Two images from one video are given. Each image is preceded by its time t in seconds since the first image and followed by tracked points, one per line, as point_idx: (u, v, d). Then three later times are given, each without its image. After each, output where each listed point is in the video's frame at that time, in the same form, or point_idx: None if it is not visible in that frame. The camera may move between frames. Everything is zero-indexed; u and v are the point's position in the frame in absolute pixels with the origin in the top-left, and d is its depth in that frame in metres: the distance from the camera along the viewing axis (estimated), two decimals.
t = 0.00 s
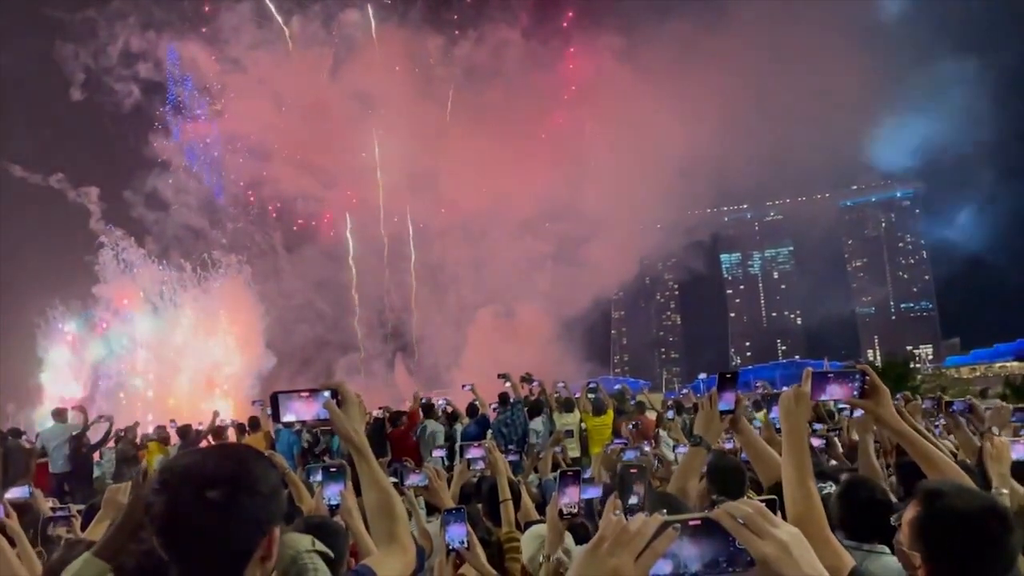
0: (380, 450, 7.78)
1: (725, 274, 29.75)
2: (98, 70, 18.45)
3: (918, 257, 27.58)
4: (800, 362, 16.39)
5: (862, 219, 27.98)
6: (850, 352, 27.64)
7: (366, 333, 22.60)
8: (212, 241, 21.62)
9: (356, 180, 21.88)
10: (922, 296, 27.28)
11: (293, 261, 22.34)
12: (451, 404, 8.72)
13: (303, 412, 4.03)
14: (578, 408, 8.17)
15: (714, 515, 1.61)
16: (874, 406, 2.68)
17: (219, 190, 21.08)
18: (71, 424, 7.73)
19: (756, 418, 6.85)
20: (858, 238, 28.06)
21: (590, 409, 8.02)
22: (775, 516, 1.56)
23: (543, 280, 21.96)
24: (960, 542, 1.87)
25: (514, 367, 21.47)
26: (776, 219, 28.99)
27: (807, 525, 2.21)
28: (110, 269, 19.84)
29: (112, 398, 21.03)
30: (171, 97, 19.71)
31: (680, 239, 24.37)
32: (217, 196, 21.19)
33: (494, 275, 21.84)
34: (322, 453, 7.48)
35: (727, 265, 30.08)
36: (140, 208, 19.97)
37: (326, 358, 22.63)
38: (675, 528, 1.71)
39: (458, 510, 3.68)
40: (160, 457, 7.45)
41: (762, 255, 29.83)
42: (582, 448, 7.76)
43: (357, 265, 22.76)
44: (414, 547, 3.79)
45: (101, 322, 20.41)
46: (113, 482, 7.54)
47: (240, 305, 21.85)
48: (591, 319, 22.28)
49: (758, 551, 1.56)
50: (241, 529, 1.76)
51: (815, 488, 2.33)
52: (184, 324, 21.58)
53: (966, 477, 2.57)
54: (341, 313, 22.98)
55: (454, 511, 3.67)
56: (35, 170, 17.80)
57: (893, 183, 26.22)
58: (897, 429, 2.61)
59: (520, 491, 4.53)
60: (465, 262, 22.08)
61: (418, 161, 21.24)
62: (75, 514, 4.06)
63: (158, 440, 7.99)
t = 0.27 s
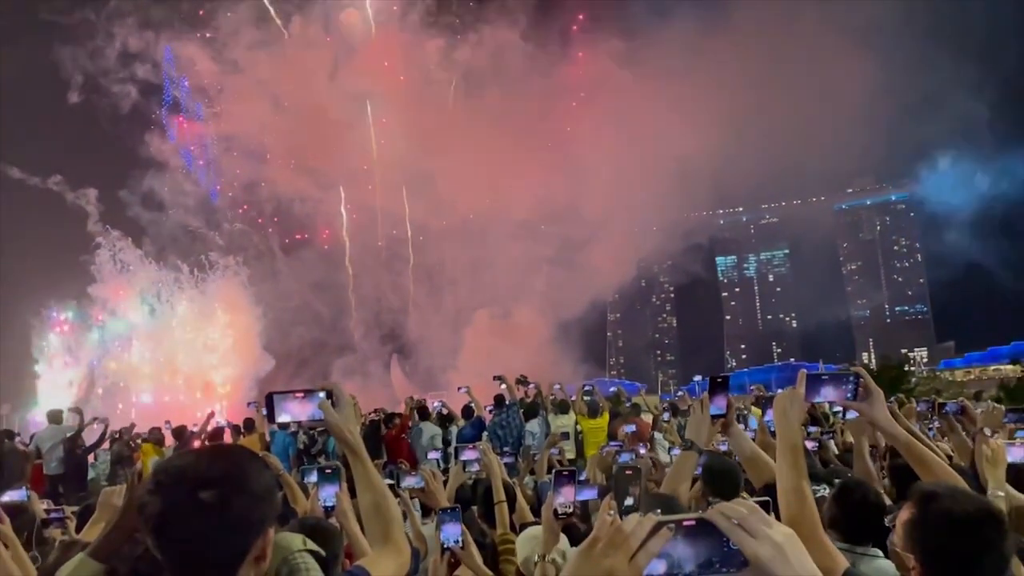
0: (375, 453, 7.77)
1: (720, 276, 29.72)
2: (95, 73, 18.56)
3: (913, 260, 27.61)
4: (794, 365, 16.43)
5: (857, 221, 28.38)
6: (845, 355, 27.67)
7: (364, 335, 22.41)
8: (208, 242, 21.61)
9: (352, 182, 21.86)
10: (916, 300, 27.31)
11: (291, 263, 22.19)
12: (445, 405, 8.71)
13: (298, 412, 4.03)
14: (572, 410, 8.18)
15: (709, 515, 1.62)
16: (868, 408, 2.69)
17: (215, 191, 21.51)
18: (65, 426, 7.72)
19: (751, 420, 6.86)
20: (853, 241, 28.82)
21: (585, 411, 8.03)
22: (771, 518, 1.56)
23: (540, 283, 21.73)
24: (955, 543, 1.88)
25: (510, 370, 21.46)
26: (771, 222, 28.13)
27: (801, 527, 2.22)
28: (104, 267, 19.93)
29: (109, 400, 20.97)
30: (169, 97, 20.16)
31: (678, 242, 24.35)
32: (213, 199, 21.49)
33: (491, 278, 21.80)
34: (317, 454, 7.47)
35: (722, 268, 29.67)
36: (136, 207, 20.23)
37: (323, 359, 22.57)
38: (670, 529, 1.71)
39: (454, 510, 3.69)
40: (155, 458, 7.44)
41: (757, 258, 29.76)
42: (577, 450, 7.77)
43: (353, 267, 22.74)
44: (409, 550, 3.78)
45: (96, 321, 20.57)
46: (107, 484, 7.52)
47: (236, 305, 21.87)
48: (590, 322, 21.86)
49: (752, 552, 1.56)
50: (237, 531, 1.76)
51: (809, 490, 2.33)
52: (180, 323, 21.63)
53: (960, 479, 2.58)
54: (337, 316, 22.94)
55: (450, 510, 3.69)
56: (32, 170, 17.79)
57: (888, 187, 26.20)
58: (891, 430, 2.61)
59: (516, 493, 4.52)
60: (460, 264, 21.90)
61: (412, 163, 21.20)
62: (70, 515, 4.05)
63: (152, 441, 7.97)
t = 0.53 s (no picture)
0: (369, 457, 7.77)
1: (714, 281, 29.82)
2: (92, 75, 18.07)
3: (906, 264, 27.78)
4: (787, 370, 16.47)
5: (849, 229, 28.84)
6: (838, 360, 27.76)
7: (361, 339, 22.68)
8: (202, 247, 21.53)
9: (346, 186, 21.79)
10: (909, 304, 27.41)
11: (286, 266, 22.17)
12: (439, 409, 8.70)
13: (290, 416, 4.03)
14: (566, 414, 8.19)
15: (698, 518, 1.63)
16: (859, 412, 2.69)
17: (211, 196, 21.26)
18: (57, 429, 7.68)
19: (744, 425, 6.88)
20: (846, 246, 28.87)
21: (579, 416, 8.03)
22: (759, 522, 1.57)
23: (535, 286, 21.62)
24: (945, 548, 1.89)
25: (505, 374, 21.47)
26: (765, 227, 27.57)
27: (792, 531, 2.23)
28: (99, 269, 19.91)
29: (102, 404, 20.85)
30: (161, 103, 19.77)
31: (673, 246, 24.32)
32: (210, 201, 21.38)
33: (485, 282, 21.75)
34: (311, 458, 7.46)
35: (715, 272, 30.21)
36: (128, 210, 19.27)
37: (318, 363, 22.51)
38: (660, 532, 1.73)
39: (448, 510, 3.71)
40: (147, 462, 7.41)
41: (751, 262, 29.73)
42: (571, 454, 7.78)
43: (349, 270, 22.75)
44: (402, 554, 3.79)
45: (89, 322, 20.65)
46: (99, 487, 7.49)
47: (233, 310, 21.79)
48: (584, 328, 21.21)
49: (741, 555, 1.57)
50: (228, 535, 1.76)
51: (800, 494, 2.34)
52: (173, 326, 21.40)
53: (950, 483, 2.60)
54: (332, 319, 22.92)
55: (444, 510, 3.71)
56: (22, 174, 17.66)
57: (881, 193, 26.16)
58: (881, 435, 2.62)
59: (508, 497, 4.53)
60: (456, 268, 22.03)
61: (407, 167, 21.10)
62: (61, 519, 4.04)
63: (144, 445, 7.93)
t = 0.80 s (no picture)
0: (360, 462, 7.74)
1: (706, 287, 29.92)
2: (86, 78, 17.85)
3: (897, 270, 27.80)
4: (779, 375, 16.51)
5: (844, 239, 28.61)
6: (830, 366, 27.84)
7: (354, 345, 22.56)
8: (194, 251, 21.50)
9: (339, 190, 21.70)
10: (901, 310, 27.81)
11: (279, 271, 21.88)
12: (431, 415, 8.68)
13: (281, 421, 4.01)
14: (558, 419, 8.17)
15: (686, 523, 1.62)
16: (849, 417, 2.69)
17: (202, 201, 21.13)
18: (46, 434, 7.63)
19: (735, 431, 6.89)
20: (838, 253, 28.40)
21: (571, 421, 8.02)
22: (749, 526, 1.57)
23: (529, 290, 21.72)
24: (934, 553, 1.89)
25: (498, 379, 21.45)
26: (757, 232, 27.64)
27: (781, 536, 2.23)
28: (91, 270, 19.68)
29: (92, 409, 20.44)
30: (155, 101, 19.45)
31: (667, 252, 24.36)
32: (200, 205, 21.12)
33: (480, 287, 21.75)
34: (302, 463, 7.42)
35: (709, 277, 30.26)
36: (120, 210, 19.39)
37: (311, 367, 22.41)
38: (650, 535, 1.74)
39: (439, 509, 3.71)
40: (137, 467, 7.37)
41: (742, 268, 30.03)
42: (563, 460, 7.76)
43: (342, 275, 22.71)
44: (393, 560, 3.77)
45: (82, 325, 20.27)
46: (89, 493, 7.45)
47: (225, 315, 21.78)
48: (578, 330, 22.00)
49: (730, 561, 1.56)
50: (216, 540, 1.74)
51: (790, 499, 2.34)
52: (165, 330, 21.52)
53: (940, 488, 2.60)
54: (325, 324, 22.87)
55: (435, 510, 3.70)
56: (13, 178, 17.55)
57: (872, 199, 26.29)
58: (873, 442, 2.62)
59: (500, 502, 4.52)
60: (450, 274, 21.92)
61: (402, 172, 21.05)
62: (50, 525, 4.01)
63: (133, 451, 7.87)
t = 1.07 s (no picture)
0: (351, 470, 7.70)
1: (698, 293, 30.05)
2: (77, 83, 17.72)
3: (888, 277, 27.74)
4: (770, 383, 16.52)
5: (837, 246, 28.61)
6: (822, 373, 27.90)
7: (346, 349, 22.12)
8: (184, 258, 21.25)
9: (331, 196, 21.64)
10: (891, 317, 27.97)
11: (272, 277, 21.61)
12: (423, 423, 8.65)
13: (271, 433, 4.00)
14: (550, 427, 8.16)
15: (672, 540, 1.63)
16: (836, 430, 2.70)
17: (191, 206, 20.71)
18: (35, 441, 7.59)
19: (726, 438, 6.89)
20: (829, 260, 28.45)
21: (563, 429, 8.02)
22: (734, 543, 1.58)
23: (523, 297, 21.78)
24: (918, 567, 1.90)
25: (489, 386, 21.41)
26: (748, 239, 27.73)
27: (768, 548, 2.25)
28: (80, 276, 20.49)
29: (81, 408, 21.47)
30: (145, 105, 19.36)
31: (661, 259, 24.33)
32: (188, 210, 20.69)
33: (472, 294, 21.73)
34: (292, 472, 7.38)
35: (700, 285, 29.74)
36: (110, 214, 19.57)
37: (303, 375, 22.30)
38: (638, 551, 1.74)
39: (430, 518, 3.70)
40: (127, 476, 7.34)
41: (734, 275, 29.76)
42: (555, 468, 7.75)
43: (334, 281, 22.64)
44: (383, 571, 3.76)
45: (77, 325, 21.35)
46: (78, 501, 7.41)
47: (217, 321, 21.55)
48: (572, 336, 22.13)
49: None
50: (205, 555, 1.74)
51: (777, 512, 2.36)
52: (156, 336, 21.60)
53: (926, 500, 2.62)
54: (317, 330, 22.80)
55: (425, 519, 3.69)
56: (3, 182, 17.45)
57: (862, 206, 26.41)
58: (860, 454, 2.64)
59: (491, 512, 4.52)
60: (443, 281, 21.86)
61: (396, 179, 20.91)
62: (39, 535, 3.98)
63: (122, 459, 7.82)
